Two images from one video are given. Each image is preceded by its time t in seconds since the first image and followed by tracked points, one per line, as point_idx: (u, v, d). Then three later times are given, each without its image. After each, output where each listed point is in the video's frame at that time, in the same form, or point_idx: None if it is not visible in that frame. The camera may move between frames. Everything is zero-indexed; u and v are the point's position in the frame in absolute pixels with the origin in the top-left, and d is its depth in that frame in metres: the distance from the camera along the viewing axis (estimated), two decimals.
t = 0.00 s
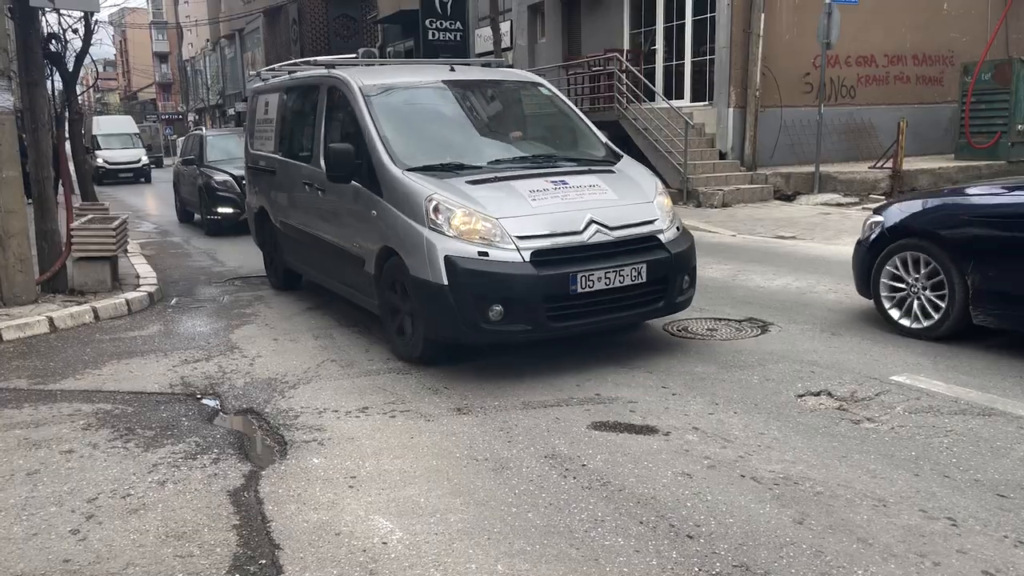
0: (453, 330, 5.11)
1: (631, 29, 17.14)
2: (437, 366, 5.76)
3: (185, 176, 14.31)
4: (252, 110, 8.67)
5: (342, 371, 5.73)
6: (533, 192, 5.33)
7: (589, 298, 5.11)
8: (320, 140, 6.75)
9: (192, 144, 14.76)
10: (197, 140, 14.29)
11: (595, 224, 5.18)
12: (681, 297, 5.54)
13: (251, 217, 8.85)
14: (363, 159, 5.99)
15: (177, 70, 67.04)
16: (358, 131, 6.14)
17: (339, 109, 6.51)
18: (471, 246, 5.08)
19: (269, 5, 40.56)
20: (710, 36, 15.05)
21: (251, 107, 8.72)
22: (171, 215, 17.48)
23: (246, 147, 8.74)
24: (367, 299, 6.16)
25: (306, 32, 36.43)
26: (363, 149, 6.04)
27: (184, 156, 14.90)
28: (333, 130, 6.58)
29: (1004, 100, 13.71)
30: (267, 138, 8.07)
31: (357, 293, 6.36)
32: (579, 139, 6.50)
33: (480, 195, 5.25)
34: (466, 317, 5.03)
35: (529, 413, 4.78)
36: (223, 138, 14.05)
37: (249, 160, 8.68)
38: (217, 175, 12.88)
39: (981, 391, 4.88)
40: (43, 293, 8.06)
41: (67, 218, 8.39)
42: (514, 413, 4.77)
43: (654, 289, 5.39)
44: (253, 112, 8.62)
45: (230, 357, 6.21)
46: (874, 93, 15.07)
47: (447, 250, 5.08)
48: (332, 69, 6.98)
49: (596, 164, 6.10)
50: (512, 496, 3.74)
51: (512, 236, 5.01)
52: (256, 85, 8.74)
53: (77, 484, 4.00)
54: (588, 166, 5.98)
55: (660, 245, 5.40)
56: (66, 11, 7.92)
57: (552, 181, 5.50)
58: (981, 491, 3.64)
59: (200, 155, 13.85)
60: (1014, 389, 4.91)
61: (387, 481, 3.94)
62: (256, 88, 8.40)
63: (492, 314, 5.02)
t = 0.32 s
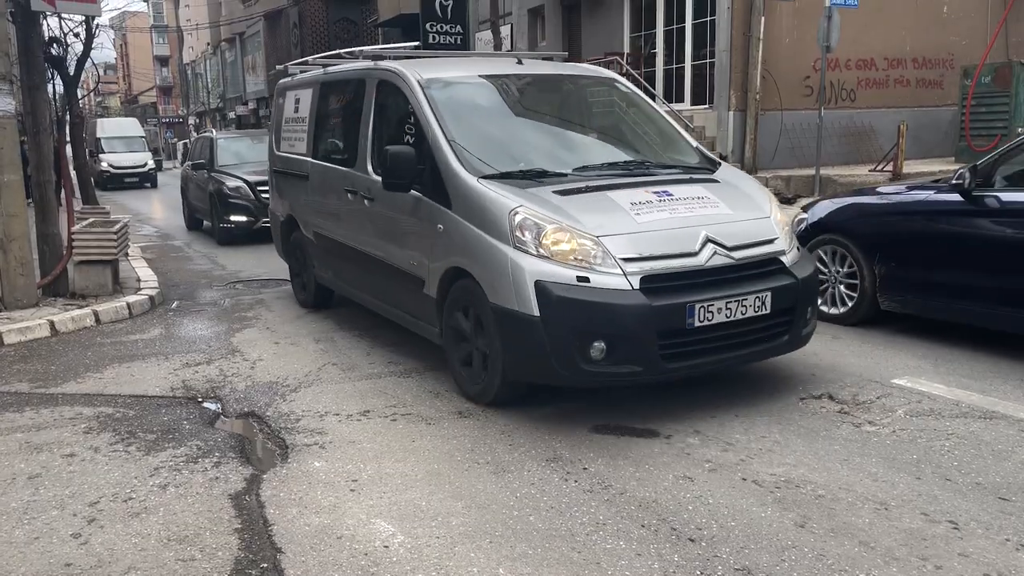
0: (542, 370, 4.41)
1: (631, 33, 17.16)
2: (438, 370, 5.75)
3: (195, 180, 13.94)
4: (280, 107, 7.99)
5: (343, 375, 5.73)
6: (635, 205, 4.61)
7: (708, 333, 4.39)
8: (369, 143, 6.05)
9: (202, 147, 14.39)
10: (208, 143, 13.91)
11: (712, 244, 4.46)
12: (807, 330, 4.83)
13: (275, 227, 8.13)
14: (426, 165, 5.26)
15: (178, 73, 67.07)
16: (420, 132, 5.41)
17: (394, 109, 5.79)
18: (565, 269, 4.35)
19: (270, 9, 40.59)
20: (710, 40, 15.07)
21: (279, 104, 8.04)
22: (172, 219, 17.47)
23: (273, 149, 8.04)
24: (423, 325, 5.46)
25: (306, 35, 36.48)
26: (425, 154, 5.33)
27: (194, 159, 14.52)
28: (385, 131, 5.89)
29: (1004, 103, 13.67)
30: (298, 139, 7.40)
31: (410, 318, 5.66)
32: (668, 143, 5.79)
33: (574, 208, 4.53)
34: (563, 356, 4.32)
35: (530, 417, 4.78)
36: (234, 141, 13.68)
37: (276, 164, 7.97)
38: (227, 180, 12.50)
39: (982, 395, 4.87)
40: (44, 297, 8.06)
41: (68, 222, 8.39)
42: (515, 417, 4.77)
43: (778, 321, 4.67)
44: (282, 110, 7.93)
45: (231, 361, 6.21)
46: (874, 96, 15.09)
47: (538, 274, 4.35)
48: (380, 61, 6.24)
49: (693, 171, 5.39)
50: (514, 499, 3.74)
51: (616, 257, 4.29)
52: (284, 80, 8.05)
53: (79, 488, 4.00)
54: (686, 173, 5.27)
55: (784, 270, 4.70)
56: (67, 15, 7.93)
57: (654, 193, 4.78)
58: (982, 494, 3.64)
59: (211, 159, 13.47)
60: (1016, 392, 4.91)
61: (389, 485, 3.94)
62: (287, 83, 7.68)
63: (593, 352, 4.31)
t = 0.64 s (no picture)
0: (679, 432, 3.55)
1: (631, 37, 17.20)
2: (439, 374, 5.76)
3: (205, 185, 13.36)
4: (314, 108, 7.21)
5: (344, 379, 5.73)
6: (785, 218, 3.75)
7: (888, 382, 3.53)
8: (431, 145, 5.24)
9: (213, 150, 13.78)
10: (220, 146, 13.31)
11: (888, 267, 3.60)
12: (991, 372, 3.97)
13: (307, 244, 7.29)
14: (510, 171, 4.44)
15: (177, 77, 67.15)
16: (500, 131, 4.59)
17: (466, 105, 4.96)
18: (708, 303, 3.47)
19: (270, 13, 40.70)
20: (710, 44, 15.10)
21: (313, 104, 7.26)
22: (172, 223, 17.47)
23: (305, 155, 7.23)
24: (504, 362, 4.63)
25: (306, 39, 36.55)
26: (510, 159, 4.49)
27: (205, 163, 13.89)
28: (451, 132, 5.07)
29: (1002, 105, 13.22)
30: (337, 142, 6.65)
31: (485, 352, 4.82)
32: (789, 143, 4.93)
33: (713, 224, 3.67)
34: (712, 416, 3.45)
35: (531, 420, 4.78)
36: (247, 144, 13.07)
37: (309, 171, 7.17)
38: (240, 186, 11.92)
39: (984, 399, 4.86)
40: (44, 301, 8.06)
41: (68, 226, 8.39)
42: (516, 421, 4.77)
43: (961, 364, 3.81)
44: (317, 111, 7.15)
45: (231, 365, 6.21)
46: (873, 101, 15.12)
47: (673, 308, 3.49)
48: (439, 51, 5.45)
49: (828, 174, 4.54)
50: (515, 504, 3.74)
51: (776, 286, 3.42)
52: (317, 78, 7.26)
53: (79, 492, 4.00)
54: (822, 178, 4.42)
55: (967, 299, 3.88)
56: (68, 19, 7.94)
57: (802, 203, 3.92)
58: (983, 498, 3.64)
59: (222, 164, 12.87)
60: (1015, 395, 4.92)
61: (390, 488, 3.94)
62: (323, 79, 6.92)
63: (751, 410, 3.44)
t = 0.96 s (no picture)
0: (916, 527, 2.65)
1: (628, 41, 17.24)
2: (438, 379, 5.75)
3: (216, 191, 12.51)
4: (361, 104, 6.29)
5: (343, 384, 5.72)
6: None
7: None
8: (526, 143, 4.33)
9: (223, 152, 12.89)
10: (232, 148, 12.41)
11: None
12: None
13: (349, 260, 6.39)
14: (652, 176, 3.51)
15: (177, 82, 67.28)
16: (614, 120, 3.78)
17: (580, 96, 4.02)
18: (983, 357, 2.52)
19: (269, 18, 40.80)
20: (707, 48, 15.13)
21: (360, 102, 6.35)
22: (171, 228, 17.48)
23: (350, 160, 6.34)
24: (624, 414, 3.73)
25: (305, 44, 36.63)
26: (652, 162, 3.54)
27: (216, 166, 13.01)
28: (560, 130, 4.13)
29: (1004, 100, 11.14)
30: (391, 145, 5.73)
31: (595, 400, 3.91)
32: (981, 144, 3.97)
33: (974, 252, 2.73)
34: (986, 513, 2.52)
35: (530, 425, 4.78)
36: (261, 146, 12.16)
37: (353, 177, 6.27)
38: (255, 193, 11.05)
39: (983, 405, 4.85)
40: (43, 306, 8.05)
41: (67, 230, 8.39)
42: (515, 426, 4.77)
43: None
44: (365, 108, 6.22)
45: (230, 370, 6.21)
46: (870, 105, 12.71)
47: (931, 366, 2.55)
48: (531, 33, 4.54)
49: None
50: (515, 509, 3.74)
51: None
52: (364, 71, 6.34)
53: (78, 498, 3.99)
54: None
55: None
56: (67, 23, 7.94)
57: None
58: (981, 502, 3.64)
59: (234, 168, 11.99)
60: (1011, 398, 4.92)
61: (389, 493, 3.93)
62: (374, 73, 6.05)
63: None
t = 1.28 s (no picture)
0: None
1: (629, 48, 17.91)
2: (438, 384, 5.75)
3: (227, 199, 11.71)
4: (422, 101, 5.36)
5: (341, 389, 5.72)
6: None
7: None
8: (677, 140, 3.31)
9: (234, 157, 12.08)
10: (244, 153, 11.60)
11: None
12: None
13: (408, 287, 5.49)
14: (918, 185, 2.46)
15: (175, 87, 67.27)
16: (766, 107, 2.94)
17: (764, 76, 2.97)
18: None
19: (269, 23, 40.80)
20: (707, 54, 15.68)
21: (418, 100, 5.41)
22: (169, 234, 17.49)
23: (410, 171, 5.40)
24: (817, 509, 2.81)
25: (304, 49, 36.61)
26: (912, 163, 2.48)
27: (227, 172, 12.20)
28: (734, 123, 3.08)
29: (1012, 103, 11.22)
30: (468, 151, 4.79)
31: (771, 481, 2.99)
32: None
33: None
34: None
35: (530, 431, 4.78)
36: (276, 151, 11.37)
37: (414, 191, 5.36)
38: (271, 201, 10.24)
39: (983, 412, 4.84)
40: (41, 311, 8.03)
41: (66, 236, 8.39)
42: (516, 432, 4.76)
43: None
44: (427, 107, 5.28)
45: (229, 375, 6.20)
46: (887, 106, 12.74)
47: None
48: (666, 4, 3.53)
49: None
50: (513, 515, 3.73)
51: None
52: (425, 63, 5.39)
53: (75, 504, 3.98)
54: None
55: None
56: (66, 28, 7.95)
57: None
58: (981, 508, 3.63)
59: (247, 174, 11.19)
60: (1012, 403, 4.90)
61: (387, 500, 3.92)
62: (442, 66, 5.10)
63: None
